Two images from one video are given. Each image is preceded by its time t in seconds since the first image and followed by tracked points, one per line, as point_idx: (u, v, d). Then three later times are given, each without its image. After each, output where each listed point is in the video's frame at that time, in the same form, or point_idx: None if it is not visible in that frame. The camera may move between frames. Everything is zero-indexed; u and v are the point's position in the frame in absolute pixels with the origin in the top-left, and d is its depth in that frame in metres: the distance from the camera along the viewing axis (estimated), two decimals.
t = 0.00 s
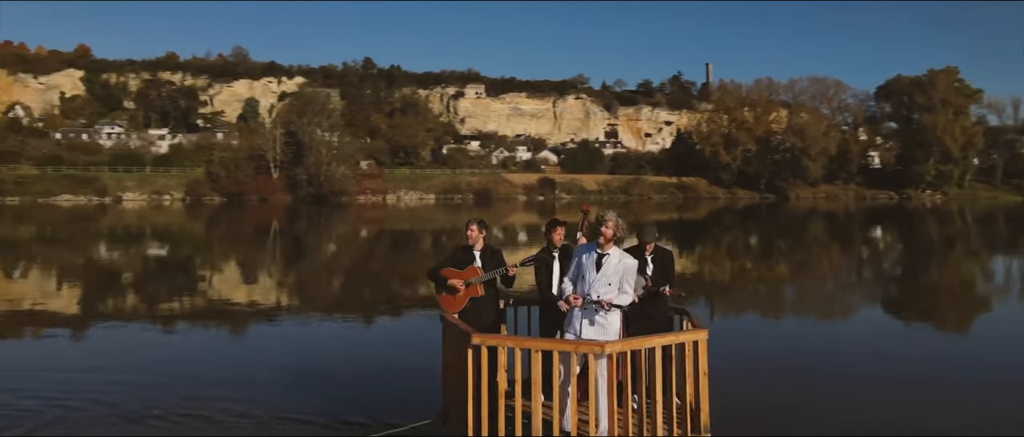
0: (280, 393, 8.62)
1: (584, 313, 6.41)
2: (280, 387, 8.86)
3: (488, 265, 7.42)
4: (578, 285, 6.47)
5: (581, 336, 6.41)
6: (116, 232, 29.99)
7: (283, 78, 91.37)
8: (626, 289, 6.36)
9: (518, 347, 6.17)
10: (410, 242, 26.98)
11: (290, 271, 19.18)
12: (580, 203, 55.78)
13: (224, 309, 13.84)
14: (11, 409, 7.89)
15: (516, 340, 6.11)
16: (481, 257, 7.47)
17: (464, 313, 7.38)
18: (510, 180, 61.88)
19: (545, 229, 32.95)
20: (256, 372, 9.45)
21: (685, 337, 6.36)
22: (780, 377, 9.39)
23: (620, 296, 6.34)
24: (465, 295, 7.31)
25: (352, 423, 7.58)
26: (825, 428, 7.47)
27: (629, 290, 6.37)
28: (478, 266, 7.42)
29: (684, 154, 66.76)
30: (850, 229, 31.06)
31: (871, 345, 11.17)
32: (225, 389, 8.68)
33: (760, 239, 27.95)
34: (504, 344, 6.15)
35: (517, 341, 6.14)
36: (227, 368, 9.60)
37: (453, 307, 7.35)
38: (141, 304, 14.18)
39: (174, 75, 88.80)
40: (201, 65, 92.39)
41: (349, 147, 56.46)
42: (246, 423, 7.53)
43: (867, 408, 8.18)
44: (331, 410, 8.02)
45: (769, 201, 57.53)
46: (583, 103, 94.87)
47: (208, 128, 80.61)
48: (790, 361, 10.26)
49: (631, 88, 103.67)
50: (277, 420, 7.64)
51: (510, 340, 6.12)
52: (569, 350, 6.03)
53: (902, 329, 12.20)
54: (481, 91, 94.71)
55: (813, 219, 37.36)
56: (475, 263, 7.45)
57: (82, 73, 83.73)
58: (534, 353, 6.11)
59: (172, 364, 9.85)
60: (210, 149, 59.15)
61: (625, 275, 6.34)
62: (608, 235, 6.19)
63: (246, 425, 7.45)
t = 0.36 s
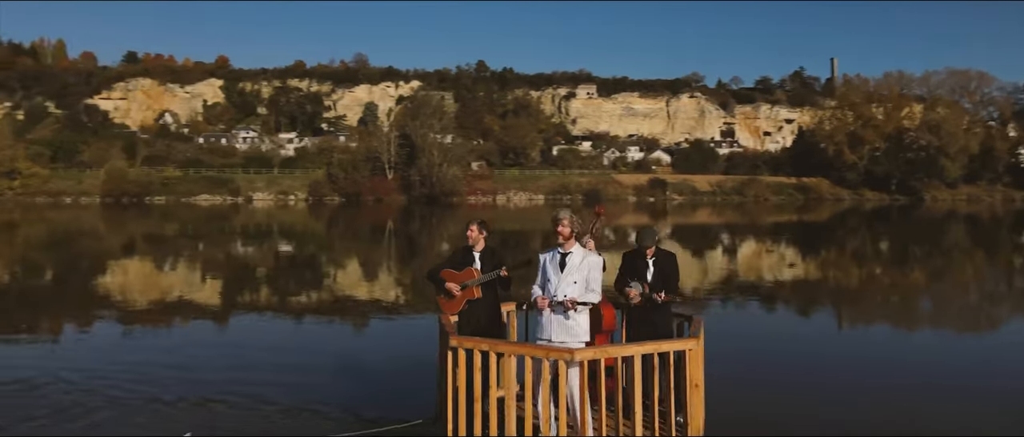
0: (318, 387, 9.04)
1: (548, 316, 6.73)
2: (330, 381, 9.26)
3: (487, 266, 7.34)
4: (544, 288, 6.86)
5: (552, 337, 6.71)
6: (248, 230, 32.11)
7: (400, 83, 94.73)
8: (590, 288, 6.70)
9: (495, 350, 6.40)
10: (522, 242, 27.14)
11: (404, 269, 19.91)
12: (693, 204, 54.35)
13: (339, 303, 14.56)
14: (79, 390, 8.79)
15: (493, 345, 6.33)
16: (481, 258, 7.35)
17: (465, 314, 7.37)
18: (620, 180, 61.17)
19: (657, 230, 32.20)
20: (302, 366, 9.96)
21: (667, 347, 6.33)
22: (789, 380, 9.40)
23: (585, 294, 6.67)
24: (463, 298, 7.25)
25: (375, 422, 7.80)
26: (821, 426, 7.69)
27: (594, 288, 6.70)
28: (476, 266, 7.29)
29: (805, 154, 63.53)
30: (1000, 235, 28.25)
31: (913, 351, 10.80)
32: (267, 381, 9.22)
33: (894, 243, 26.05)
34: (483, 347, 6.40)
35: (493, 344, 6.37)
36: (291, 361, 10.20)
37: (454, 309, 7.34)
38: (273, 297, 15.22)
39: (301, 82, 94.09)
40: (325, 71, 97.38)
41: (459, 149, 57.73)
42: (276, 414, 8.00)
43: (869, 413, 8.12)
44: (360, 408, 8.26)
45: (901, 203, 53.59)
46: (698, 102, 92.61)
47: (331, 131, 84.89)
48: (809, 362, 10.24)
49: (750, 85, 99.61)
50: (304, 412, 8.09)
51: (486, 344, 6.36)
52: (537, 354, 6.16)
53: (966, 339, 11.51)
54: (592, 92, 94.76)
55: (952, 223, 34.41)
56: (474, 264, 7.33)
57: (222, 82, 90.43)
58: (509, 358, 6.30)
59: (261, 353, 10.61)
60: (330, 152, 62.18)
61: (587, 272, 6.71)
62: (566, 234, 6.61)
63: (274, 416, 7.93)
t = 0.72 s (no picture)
0: (340, 385, 9.17)
1: (518, 319, 6.35)
2: (382, 375, 9.66)
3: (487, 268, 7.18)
4: (513, 292, 6.47)
5: (522, 341, 6.32)
6: (362, 228, 33.50)
7: (508, 85, 95.93)
8: (559, 286, 6.28)
9: (467, 354, 5.99)
10: (630, 244, 26.81)
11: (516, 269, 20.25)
12: (809, 205, 51.85)
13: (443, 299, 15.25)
14: (122, 381, 9.38)
15: (465, 348, 5.93)
16: (482, 260, 7.21)
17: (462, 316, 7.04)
18: (729, 181, 59.21)
19: (773, 233, 30.89)
20: (334, 364, 10.19)
21: (648, 356, 5.85)
22: (800, 386, 9.03)
23: (553, 293, 6.25)
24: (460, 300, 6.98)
25: (392, 417, 7.90)
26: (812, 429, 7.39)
27: (563, 287, 6.27)
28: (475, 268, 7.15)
29: (936, 153, 58.99)
30: None
31: (948, 359, 10.33)
32: (294, 378, 9.49)
33: None
34: (456, 349, 6.01)
35: (465, 347, 5.97)
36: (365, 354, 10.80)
37: (451, 311, 7.06)
38: (388, 295, 15.78)
39: (414, 86, 97.16)
40: (437, 75, 100.04)
41: (564, 150, 57.76)
42: (288, 410, 8.20)
43: (879, 420, 7.73)
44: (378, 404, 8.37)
45: None
46: (818, 98, 88.49)
47: (442, 134, 87.24)
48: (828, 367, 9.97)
49: (876, 80, 93.48)
50: (316, 408, 8.24)
51: (459, 347, 5.97)
52: (505, 358, 5.75)
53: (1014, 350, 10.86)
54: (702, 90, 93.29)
55: None
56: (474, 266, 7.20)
57: (341, 87, 95.01)
58: (480, 362, 5.88)
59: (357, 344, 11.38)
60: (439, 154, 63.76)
61: (554, 270, 6.29)
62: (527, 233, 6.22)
63: (285, 412, 8.11)
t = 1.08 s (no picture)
0: (373, 382, 9.60)
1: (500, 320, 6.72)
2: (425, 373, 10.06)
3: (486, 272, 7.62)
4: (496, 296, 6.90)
5: (501, 341, 6.68)
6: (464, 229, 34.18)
7: (613, 85, 94.99)
8: (536, 283, 6.63)
9: (444, 358, 6.03)
10: (736, 247, 25.80)
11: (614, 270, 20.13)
12: (935, 208, 48.18)
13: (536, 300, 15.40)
14: (181, 370, 10.24)
15: (442, 352, 5.97)
16: (483, 264, 7.67)
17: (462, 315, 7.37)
18: (845, 182, 56.03)
19: (899, 237, 28.76)
20: (376, 361, 10.64)
21: (620, 365, 5.84)
22: (791, 385, 9.83)
23: (530, 291, 6.62)
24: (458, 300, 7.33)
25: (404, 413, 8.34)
26: (791, 427, 8.20)
27: (540, 284, 6.62)
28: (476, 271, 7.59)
29: None
30: None
31: (950, 360, 11.02)
32: (333, 373, 10.01)
33: None
34: (433, 353, 6.05)
35: (441, 350, 6.01)
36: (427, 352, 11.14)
37: (451, 311, 7.40)
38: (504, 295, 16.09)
39: (519, 88, 97.91)
40: (542, 76, 100.24)
41: (667, 150, 56.49)
42: (316, 405, 8.67)
43: (872, 417, 8.56)
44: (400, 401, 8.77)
45: None
46: (949, 92, 82.27)
47: (547, 134, 87.46)
48: (839, 371, 10.43)
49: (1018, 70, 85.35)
50: (341, 403, 8.70)
51: (435, 351, 6.01)
52: (475, 363, 5.82)
53: (1011, 350, 11.50)
54: (818, 86, 89.33)
55: None
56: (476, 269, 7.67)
57: (448, 91, 97.24)
58: (453, 366, 5.94)
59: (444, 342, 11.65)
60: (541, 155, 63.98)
61: (528, 268, 6.68)
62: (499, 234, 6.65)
63: (313, 407, 8.60)
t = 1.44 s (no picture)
0: (398, 382, 9.67)
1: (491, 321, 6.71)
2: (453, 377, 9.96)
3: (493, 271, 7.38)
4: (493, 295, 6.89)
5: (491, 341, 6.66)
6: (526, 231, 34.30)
7: (681, 86, 93.52)
8: (520, 284, 6.50)
9: (438, 357, 5.91)
10: (807, 251, 24.93)
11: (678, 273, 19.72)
12: None
13: (602, 305, 15.02)
14: (220, 365, 10.60)
15: (436, 352, 5.86)
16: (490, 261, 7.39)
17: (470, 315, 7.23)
18: (926, 184, 53.47)
19: (985, 243, 27.18)
20: (404, 361, 10.72)
21: (609, 368, 5.61)
22: (791, 386, 9.60)
23: (515, 291, 6.51)
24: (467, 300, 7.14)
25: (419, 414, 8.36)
26: (785, 427, 8.02)
27: (524, 285, 6.48)
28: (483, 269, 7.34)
29: None
30: None
31: (960, 362, 10.89)
32: (360, 372, 10.13)
33: None
34: (427, 352, 5.95)
35: (435, 350, 5.89)
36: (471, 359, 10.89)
37: (461, 310, 7.24)
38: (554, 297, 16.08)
39: (585, 89, 97.51)
40: (607, 77, 99.52)
41: (734, 151, 55.18)
42: (340, 403, 8.80)
43: (873, 418, 8.39)
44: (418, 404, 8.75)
45: None
46: None
47: (612, 136, 86.82)
48: (845, 370, 10.41)
49: None
50: (362, 402, 8.80)
51: (430, 351, 5.90)
52: (465, 364, 5.68)
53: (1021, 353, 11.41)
54: (898, 85, 85.95)
55: None
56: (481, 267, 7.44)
57: (513, 93, 97.69)
58: (446, 366, 5.80)
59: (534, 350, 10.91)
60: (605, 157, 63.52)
61: (514, 268, 6.55)
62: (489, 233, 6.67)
63: (335, 405, 8.73)
